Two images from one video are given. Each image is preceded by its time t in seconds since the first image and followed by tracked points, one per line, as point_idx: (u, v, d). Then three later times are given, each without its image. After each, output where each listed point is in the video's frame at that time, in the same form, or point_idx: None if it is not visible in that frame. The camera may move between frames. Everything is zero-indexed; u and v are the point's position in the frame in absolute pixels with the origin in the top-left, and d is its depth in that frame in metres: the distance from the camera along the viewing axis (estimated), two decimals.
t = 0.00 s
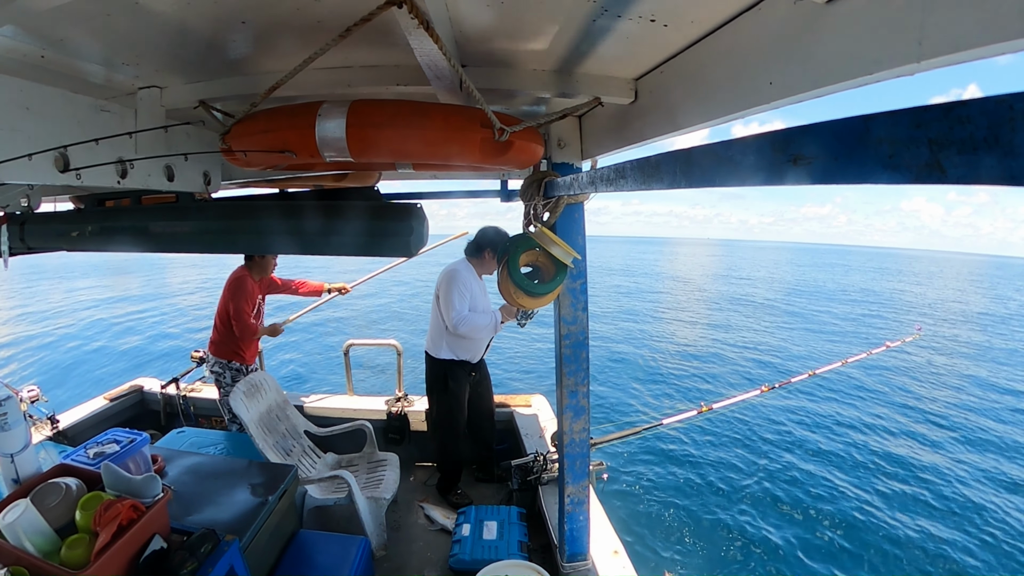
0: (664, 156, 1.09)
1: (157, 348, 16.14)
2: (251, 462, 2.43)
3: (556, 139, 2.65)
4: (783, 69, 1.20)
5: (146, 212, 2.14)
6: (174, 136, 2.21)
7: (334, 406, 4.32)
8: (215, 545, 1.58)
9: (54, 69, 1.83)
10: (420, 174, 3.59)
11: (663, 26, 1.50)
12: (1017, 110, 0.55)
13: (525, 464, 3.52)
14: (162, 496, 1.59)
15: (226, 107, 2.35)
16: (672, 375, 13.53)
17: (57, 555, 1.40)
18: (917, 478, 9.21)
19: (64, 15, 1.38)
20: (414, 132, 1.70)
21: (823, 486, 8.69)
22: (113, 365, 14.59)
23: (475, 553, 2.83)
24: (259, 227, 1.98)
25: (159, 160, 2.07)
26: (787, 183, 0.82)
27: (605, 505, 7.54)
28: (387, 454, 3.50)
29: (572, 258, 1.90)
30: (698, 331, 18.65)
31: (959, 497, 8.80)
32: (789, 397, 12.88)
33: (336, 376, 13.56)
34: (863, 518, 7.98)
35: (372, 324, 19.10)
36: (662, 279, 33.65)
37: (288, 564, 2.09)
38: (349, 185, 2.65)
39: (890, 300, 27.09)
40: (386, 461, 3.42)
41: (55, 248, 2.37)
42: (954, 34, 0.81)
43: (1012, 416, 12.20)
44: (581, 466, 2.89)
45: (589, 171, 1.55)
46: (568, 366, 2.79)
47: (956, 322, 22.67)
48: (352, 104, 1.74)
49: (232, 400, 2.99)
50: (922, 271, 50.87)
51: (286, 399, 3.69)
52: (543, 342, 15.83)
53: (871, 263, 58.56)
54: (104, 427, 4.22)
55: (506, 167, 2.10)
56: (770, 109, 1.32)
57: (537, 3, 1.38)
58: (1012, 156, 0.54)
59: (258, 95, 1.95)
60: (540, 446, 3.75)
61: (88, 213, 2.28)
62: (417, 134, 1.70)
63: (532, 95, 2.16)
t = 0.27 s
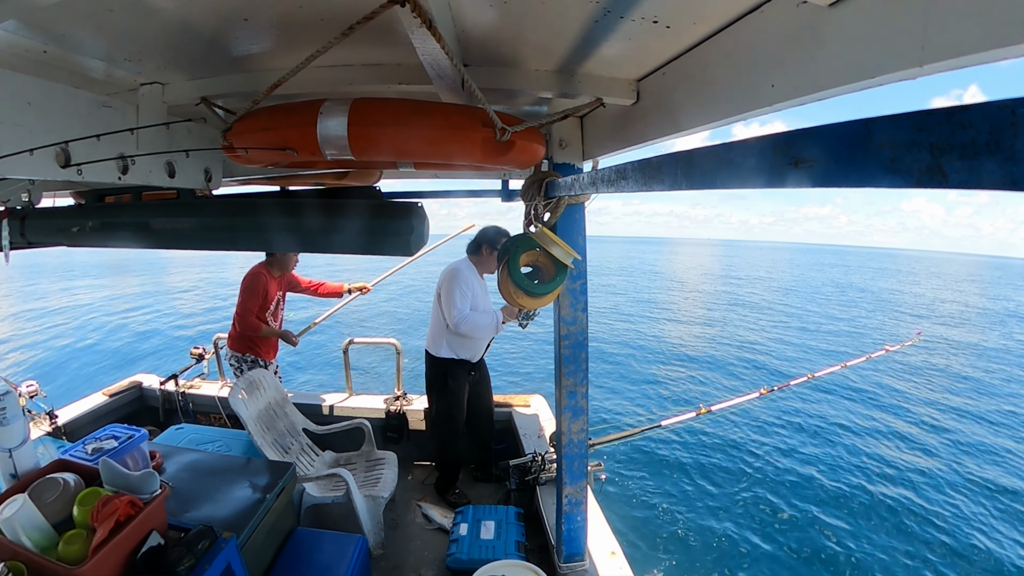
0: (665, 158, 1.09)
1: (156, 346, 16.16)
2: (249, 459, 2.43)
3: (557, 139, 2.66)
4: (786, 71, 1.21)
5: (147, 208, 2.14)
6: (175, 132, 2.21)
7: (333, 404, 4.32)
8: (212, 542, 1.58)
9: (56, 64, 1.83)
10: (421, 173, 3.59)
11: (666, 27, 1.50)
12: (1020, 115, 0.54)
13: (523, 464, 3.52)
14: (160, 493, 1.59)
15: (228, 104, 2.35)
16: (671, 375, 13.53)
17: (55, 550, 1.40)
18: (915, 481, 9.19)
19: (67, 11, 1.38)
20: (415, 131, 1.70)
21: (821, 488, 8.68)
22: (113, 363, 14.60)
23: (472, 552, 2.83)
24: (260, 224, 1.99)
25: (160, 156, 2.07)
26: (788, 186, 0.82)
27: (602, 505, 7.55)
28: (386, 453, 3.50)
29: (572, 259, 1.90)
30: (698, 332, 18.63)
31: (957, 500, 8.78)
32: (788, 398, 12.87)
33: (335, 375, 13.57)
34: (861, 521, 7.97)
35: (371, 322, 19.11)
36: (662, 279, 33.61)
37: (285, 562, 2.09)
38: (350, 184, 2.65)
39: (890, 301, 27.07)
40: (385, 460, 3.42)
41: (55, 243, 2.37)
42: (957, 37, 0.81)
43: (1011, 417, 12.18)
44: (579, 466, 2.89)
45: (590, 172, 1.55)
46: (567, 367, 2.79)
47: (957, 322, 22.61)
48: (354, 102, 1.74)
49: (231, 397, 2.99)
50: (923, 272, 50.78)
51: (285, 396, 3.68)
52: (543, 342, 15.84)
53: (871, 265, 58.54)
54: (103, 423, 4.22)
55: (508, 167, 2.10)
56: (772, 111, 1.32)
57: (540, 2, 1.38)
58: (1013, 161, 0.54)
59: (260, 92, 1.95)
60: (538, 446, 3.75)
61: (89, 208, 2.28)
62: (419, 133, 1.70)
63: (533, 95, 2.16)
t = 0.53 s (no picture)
0: (666, 159, 1.09)
1: (157, 344, 16.19)
2: (248, 458, 2.43)
3: (558, 139, 2.66)
4: (787, 73, 1.21)
5: (148, 205, 2.14)
6: (177, 130, 2.21)
7: (333, 402, 4.33)
8: (211, 540, 1.58)
9: (57, 61, 1.83)
10: (421, 172, 3.59)
11: (668, 28, 1.50)
12: (1021, 118, 0.54)
13: (522, 464, 3.53)
14: (158, 490, 1.59)
15: (229, 102, 2.34)
16: (670, 375, 13.52)
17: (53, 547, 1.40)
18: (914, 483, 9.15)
19: (69, 8, 1.38)
20: (417, 130, 1.70)
21: (819, 490, 8.65)
22: (113, 361, 14.63)
23: (470, 552, 2.83)
24: (260, 222, 1.99)
25: (161, 154, 2.07)
26: (788, 188, 0.82)
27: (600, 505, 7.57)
28: (385, 452, 3.50)
29: (572, 259, 1.90)
30: (697, 333, 18.62)
31: (956, 503, 8.75)
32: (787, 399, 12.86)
33: (335, 373, 13.58)
34: (859, 524, 7.94)
35: (371, 322, 19.13)
36: (662, 279, 33.61)
37: (283, 561, 2.08)
38: (351, 182, 2.65)
39: (890, 303, 27.06)
40: (383, 459, 3.42)
41: (55, 239, 2.37)
42: (959, 41, 0.81)
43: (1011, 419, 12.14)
44: (577, 467, 2.89)
45: (591, 173, 1.55)
46: (567, 367, 2.79)
47: (957, 323, 22.59)
48: (356, 101, 1.74)
49: (230, 396, 3.00)
50: (923, 274, 50.75)
51: (285, 394, 3.68)
52: (542, 343, 15.84)
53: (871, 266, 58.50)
54: (102, 419, 4.22)
55: (509, 167, 2.10)
56: (773, 113, 1.32)
57: (542, 3, 1.38)
58: (1013, 165, 0.54)
59: (261, 90, 1.95)
60: (537, 446, 3.74)
61: (90, 205, 2.28)
62: (420, 132, 1.70)
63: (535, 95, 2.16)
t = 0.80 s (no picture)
0: (667, 160, 1.09)
1: (156, 343, 16.17)
2: (248, 457, 2.43)
3: (559, 139, 2.66)
4: (787, 74, 1.21)
5: (148, 204, 2.14)
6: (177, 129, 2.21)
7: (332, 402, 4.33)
8: (210, 539, 1.58)
9: (58, 59, 1.83)
10: (422, 171, 3.59)
11: (669, 29, 1.49)
12: (1021, 120, 0.54)
13: (521, 464, 3.53)
14: (158, 488, 1.59)
15: (229, 101, 2.34)
16: (670, 376, 13.52)
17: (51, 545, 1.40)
18: (914, 486, 9.10)
19: (71, 7, 1.38)
20: (418, 129, 1.70)
21: (819, 492, 8.58)
22: (112, 360, 14.60)
23: (469, 552, 2.83)
24: (260, 221, 1.98)
25: (161, 153, 2.07)
26: (789, 188, 0.82)
27: (599, 506, 7.52)
28: (384, 452, 3.50)
29: (572, 259, 1.89)
30: (697, 333, 18.62)
31: (956, 504, 8.70)
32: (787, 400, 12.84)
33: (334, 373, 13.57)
34: (860, 527, 7.88)
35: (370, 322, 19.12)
36: (662, 280, 33.61)
37: (282, 560, 2.08)
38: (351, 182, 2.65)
39: (889, 303, 27.06)
40: (383, 459, 3.42)
41: (55, 238, 2.37)
42: (961, 42, 0.81)
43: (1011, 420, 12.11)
44: (577, 467, 2.89)
45: (591, 173, 1.55)
46: (566, 367, 2.79)
47: (957, 324, 22.59)
48: (357, 100, 1.74)
49: (230, 395, 3.00)
50: (923, 275, 50.76)
51: (285, 394, 3.68)
52: (542, 343, 15.85)
53: (872, 267, 58.45)
54: (101, 418, 4.22)
55: (509, 167, 2.10)
56: (774, 114, 1.32)
57: (543, 4, 1.38)
58: (1014, 166, 0.54)
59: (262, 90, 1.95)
60: (537, 446, 3.74)
61: (90, 204, 2.27)
62: (421, 131, 1.70)
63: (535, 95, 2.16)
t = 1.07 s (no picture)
0: (666, 159, 1.09)
1: (155, 344, 16.17)
2: (248, 457, 2.43)
3: (559, 140, 2.67)
4: (786, 75, 1.21)
5: (148, 204, 2.14)
6: (177, 130, 2.21)
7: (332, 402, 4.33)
8: (210, 539, 1.58)
9: (57, 60, 1.83)
10: (422, 172, 3.60)
11: (668, 28, 1.49)
12: (1021, 119, 0.54)
13: (521, 464, 3.53)
14: (158, 489, 1.59)
15: (229, 101, 2.35)
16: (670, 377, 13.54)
17: (52, 545, 1.40)
18: (913, 487, 9.08)
19: (71, 7, 1.38)
20: (417, 129, 1.70)
21: (818, 493, 8.56)
22: (112, 360, 14.61)
23: (469, 552, 2.83)
24: (260, 221, 1.98)
25: (161, 153, 2.07)
26: (789, 188, 0.82)
27: (604, 517, 7.23)
28: (384, 452, 3.50)
29: (573, 259, 1.89)
30: (697, 334, 18.64)
31: (955, 506, 8.68)
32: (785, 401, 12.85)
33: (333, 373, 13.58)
34: (859, 528, 7.85)
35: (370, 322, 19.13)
36: (662, 280, 33.63)
37: (282, 561, 2.08)
38: (351, 182, 2.65)
39: (888, 304, 27.09)
40: (383, 458, 3.42)
41: (55, 238, 2.36)
42: (963, 41, 0.81)
43: (1009, 421, 12.12)
44: (577, 467, 2.89)
45: (591, 173, 1.55)
46: (566, 367, 2.79)
47: (956, 326, 22.60)
48: (357, 100, 1.74)
49: (230, 395, 3.00)
50: (922, 276, 50.82)
51: (285, 394, 3.68)
52: (542, 343, 15.85)
53: (871, 268, 58.48)
54: (102, 419, 4.22)
55: (509, 167, 2.09)
56: (773, 114, 1.32)
57: (543, 3, 1.38)
58: (1013, 166, 0.54)
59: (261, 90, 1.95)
60: (537, 446, 3.74)
61: (90, 204, 2.27)
62: (421, 131, 1.70)
63: (535, 95, 2.16)
